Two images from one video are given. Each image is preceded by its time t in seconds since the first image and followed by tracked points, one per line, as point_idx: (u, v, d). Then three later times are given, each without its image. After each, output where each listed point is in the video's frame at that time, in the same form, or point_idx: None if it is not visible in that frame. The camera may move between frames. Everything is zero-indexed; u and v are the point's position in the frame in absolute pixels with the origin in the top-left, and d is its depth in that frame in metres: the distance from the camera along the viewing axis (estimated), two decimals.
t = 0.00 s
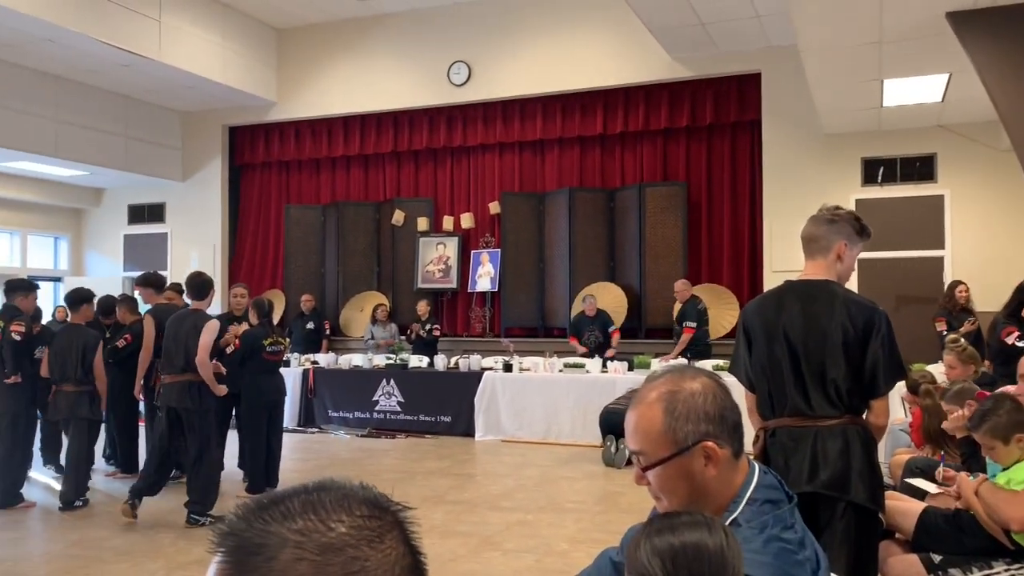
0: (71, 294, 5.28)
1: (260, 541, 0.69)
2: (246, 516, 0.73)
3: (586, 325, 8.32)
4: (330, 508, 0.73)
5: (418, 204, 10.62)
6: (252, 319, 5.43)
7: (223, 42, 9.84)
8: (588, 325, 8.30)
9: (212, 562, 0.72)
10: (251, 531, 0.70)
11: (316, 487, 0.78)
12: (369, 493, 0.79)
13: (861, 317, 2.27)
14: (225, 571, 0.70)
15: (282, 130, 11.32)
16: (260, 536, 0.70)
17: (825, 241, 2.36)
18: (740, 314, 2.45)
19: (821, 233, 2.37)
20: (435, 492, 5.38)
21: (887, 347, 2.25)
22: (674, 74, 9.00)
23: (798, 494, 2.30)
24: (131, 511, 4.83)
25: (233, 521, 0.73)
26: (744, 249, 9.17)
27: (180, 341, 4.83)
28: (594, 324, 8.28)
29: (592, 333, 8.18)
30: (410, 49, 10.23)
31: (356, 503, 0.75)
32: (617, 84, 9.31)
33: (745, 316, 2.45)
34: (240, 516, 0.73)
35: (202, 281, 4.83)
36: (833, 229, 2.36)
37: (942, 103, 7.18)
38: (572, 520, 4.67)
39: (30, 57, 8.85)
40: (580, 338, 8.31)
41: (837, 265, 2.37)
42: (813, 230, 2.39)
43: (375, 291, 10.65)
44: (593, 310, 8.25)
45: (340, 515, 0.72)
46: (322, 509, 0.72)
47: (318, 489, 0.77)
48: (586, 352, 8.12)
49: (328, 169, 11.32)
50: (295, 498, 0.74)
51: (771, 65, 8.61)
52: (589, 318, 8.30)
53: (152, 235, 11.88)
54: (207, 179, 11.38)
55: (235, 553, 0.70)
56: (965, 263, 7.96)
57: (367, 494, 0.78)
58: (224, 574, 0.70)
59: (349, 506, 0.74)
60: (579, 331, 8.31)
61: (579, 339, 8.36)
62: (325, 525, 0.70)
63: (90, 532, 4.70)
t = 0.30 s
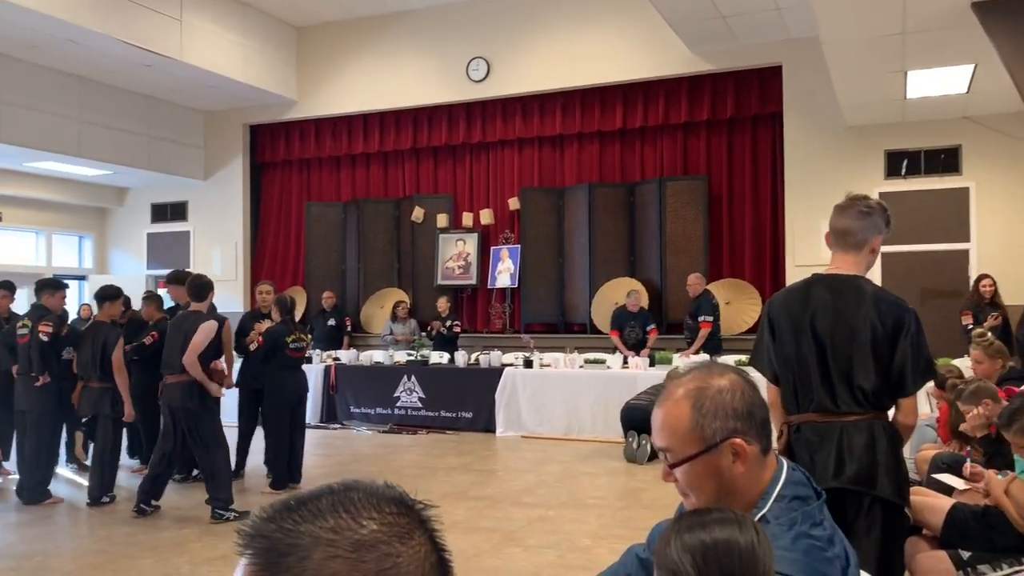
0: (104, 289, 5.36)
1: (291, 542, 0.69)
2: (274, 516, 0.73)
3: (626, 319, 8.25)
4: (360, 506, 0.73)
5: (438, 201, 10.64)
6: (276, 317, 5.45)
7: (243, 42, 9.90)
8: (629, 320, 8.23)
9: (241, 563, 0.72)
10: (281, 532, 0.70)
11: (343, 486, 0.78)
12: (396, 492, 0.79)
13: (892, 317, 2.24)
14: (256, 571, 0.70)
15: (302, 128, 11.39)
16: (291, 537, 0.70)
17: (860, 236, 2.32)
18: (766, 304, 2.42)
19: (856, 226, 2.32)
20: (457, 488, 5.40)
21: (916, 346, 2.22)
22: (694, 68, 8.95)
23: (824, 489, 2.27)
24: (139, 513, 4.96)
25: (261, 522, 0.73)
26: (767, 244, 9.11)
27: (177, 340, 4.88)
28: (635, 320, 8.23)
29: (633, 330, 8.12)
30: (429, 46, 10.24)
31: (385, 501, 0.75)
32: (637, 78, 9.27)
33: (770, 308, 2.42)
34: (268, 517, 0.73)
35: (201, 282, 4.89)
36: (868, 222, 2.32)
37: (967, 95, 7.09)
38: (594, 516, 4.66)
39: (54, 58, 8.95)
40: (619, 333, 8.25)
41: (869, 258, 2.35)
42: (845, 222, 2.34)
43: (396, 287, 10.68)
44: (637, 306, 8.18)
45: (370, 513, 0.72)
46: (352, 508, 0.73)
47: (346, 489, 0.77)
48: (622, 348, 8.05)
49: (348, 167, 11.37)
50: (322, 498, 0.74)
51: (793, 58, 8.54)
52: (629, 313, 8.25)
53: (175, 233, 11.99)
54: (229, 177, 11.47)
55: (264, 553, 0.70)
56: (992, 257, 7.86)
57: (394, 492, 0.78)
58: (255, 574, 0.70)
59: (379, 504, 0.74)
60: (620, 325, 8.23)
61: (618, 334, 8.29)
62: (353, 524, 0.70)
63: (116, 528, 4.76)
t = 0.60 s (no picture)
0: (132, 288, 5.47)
1: (300, 542, 0.70)
2: (286, 518, 0.74)
3: (656, 312, 8.20)
4: (368, 506, 0.74)
5: (458, 197, 10.66)
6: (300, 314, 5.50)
7: (263, 42, 9.96)
8: (659, 313, 8.18)
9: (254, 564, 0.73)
10: (290, 532, 0.71)
11: (355, 488, 0.79)
12: (407, 493, 0.80)
13: (917, 310, 2.21)
14: (265, 571, 0.71)
15: (323, 126, 11.46)
16: (300, 538, 0.71)
17: (885, 228, 2.29)
18: (788, 298, 2.41)
19: (881, 218, 2.29)
20: (480, 484, 5.42)
21: (942, 340, 2.19)
22: (714, 60, 8.89)
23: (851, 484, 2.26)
24: (166, 509, 5.03)
25: (274, 523, 0.74)
26: (789, 236, 9.04)
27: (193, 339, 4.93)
28: (666, 312, 8.15)
29: (664, 323, 8.05)
30: (447, 42, 10.25)
31: (394, 502, 0.76)
32: (656, 71, 9.23)
33: (794, 301, 2.41)
34: (280, 518, 0.74)
35: (215, 279, 4.92)
36: (893, 213, 2.29)
37: (992, 83, 6.98)
38: (617, 511, 4.66)
39: (77, 61, 9.06)
40: (649, 325, 8.17)
41: (894, 250, 2.32)
42: (870, 214, 2.30)
43: (417, 284, 10.71)
44: (667, 300, 8.06)
45: (377, 514, 0.73)
46: (360, 508, 0.73)
47: (357, 490, 0.78)
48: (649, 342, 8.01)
49: (368, 165, 11.43)
50: (333, 499, 0.75)
51: (814, 48, 8.46)
52: (660, 305, 8.19)
53: (198, 232, 12.10)
54: (251, 176, 11.56)
55: (275, 554, 0.71)
56: (1019, 247, 7.74)
57: (404, 493, 0.79)
58: (265, 573, 0.71)
59: (388, 505, 0.75)
60: (650, 318, 8.19)
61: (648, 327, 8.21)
62: (361, 524, 0.71)
63: (144, 524, 4.83)
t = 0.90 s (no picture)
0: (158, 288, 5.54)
1: (322, 539, 0.71)
2: (309, 516, 0.75)
3: (678, 307, 8.14)
4: (387, 506, 0.74)
5: (478, 194, 10.67)
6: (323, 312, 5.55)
7: (284, 42, 10.03)
8: (680, 308, 8.11)
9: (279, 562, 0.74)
10: (312, 532, 0.72)
11: (377, 487, 0.80)
12: (428, 493, 0.80)
13: (941, 308, 2.19)
14: (288, 568, 0.72)
15: (343, 125, 11.53)
16: (321, 536, 0.72)
17: (907, 222, 2.26)
18: (809, 295, 2.40)
19: (903, 213, 2.26)
20: (502, 480, 5.43)
21: (966, 336, 2.17)
22: (735, 54, 8.83)
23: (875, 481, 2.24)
24: (194, 506, 5.09)
25: (298, 521, 0.75)
26: (812, 230, 8.96)
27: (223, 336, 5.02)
28: (688, 308, 8.10)
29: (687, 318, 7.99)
30: (466, 40, 10.25)
31: (413, 502, 0.76)
32: (676, 66, 9.18)
33: (816, 298, 2.39)
34: (304, 516, 0.75)
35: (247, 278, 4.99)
36: (915, 207, 2.26)
37: (1019, 73, 6.87)
38: (640, 507, 4.66)
39: (101, 63, 9.17)
40: (671, 321, 8.11)
41: (916, 245, 2.30)
42: (892, 209, 2.28)
43: (438, 281, 10.74)
44: (689, 294, 8.08)
45: (396, 514, 0.73)
46: (379, 508, 0.74)
47: (378, 490, 0.78)
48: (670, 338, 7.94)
49: (388, 163, 11.48)
50: (354, 498, 0.76)
51: (837, 41, 8.38)
52: (682, 301, 8.13)
53: (221, 231, 12.22)
54: (273, 175, 11.65)
55: (298, 550, 0.72)
56: None
57: (424, 493, 0.80)
58: (288, 570, 0.72)
59: (406, 505, 0.75)
60: (671, 314, 8.12)
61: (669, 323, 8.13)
62: (381, 524, 0.72)
63: (171, 521, 4.90)
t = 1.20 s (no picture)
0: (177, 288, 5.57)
1: (355, 534, 0.72)
2: (343, 511, 0.76)
3: (694, 305, 8.07)
4: (419, 503, 0.75)
5: (496, 192, 10.68)
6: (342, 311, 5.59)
7: (302, 41, 10.08)
8: (697, 305, 8.05)
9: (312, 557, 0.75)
10: (345, 526, 0.73)
11: (409, 484, 0.80)
12: (460, 490, 0.81)
13: (962, 306, 2.17)
14: (322, 563, 0.73)
15: (361, 124, 11.57)
16: (355, 530, 0.73)
17: (928, 219, 2.24)
18: (830, 292, 2.38)
19: (924, 210, 2.24)
20: (522, 478, 5.45)
21: (989, 332, 2.15)
22: (754, 50, 8.78)
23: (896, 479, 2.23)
24: (218, 503, 5.15)
25: (332, 516, 0.76)
26: (833, 227, 8.90)
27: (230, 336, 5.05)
28: (703, 304, 8.01)
29: (704, 314, 7.93)
30: (484, 38, 10.26)
31: (445, 500, 0.77)
32: (694, 62, 9.14)
33: (837, 295, 2.38)
34: (337, 512, 0.76)
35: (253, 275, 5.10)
36: (936, 204, 2.24)
37: None
38: (660, 506, 4.65)
39: (121, 64, 9.26)
40: (688, 319, 8.05)
41: (937, 242, 2.27)
42: (913, 205, 2.26)
43: (457, 280, 10.76)
44: (703, 289, 8.00)
45: (427, 510, 0.74)
46: (411, 505, 0.75)
47: (410, 486, 0.79)
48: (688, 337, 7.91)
49: (406, 162, 11.51)
50: (387, 494, 0.77)
51: (857, 35, 8.31)
52: (698, 297, 8.06)
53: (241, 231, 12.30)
54: (292, 174, 11.72)
55: (331, 545, 0.73)
56: None
57: (455, 490, 0.80)
58: (322, 564, 0.73)
59: (438, 503, 0.76)
60: (687, 312, 8.06)
61: (686, 322, 8.07)
62: (414, 518, 0.72)
63: (194, 518, 4.94)
